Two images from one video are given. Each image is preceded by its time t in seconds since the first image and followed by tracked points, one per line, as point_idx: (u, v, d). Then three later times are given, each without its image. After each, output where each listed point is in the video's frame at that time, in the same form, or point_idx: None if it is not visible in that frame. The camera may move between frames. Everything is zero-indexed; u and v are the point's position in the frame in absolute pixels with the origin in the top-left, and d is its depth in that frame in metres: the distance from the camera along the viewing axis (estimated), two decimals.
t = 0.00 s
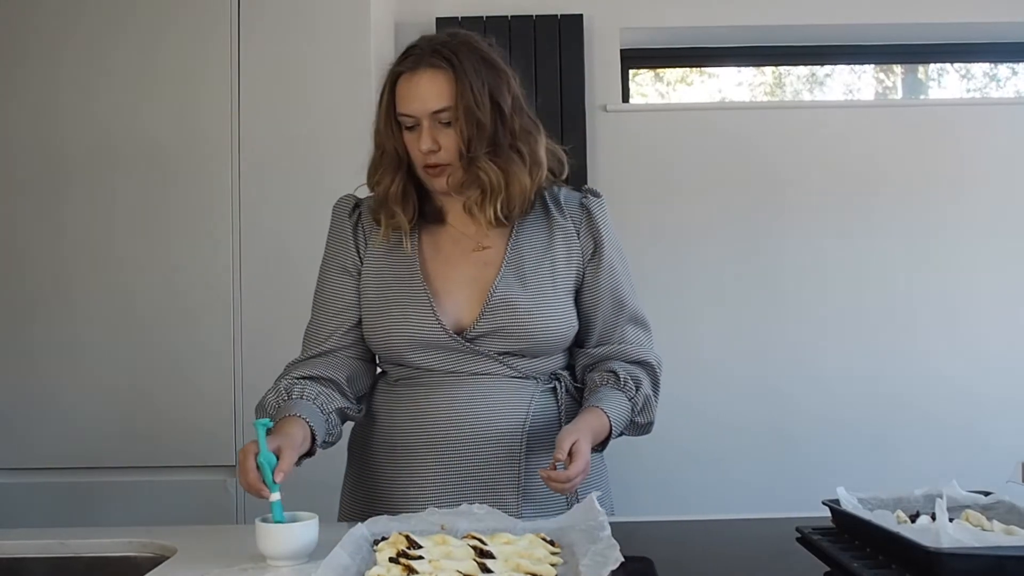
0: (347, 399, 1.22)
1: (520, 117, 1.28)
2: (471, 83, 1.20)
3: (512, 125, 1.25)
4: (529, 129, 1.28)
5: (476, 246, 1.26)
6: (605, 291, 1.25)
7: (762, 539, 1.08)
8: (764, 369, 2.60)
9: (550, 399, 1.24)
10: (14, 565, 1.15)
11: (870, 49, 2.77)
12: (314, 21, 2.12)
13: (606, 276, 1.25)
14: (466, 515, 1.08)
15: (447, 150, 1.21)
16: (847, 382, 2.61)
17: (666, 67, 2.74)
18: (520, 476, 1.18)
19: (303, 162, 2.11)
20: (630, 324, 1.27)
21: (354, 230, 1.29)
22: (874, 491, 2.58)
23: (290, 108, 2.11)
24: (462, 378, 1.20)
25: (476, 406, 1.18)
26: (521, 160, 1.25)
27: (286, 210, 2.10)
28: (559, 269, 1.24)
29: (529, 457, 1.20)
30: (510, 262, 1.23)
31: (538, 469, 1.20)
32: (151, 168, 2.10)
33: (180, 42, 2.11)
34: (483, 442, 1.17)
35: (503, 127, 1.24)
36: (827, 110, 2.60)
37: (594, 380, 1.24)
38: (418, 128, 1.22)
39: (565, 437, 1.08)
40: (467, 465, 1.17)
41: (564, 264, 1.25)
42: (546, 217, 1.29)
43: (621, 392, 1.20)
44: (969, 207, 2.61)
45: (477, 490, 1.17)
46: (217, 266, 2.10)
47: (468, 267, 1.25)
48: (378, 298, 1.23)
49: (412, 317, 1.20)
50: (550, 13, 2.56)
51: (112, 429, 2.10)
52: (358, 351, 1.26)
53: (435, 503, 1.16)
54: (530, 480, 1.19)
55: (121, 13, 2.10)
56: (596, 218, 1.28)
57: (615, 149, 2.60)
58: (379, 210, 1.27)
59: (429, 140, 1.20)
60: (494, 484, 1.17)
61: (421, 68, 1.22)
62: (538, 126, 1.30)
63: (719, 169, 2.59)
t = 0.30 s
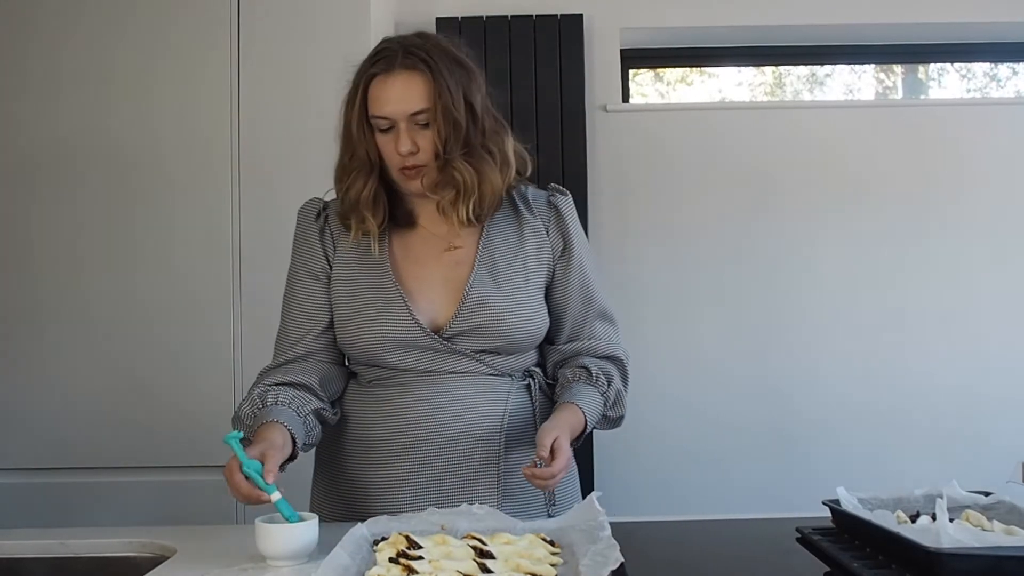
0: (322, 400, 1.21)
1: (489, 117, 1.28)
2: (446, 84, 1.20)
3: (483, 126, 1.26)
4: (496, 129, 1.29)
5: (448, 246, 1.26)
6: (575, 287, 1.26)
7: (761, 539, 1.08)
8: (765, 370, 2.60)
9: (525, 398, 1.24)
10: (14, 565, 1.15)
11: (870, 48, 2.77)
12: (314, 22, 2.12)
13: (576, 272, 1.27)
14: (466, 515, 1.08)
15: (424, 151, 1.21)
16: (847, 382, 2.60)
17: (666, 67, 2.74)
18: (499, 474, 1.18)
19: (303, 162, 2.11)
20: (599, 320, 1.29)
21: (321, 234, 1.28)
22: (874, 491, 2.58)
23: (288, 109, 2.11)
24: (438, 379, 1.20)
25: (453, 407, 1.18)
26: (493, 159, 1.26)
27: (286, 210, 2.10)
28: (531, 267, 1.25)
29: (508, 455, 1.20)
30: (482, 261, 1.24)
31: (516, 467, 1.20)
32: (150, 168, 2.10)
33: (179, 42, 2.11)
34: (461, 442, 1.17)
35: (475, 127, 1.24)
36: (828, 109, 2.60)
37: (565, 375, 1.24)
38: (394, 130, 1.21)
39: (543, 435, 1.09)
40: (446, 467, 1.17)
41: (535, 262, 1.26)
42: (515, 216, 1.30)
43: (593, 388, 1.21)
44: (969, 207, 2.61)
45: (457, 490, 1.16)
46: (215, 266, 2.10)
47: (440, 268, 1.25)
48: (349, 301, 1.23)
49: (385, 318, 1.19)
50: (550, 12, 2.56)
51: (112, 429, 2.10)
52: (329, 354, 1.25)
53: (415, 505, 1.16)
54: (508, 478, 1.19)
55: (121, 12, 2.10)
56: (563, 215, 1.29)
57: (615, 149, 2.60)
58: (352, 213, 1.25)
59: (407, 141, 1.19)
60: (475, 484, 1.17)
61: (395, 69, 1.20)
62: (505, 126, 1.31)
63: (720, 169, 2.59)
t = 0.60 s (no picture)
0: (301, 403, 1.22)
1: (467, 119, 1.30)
2: (428, 86, 1.21)
3: (461, 128, 1.27)
4: (472, 132, 1.29)
5: (424, 247, 1.28)
6: (548, 285, 1.31)
7: (761, 539, 1.08)
8: (766, 369, 2.60)
9: (504, 397, 1.26)
10: (14, 565, 1.15)
11: (870, 49, 2.77)
12: (315, 22, 2.12)
13: (549, 270, 1.31)
14: (467, 515, 1.08)
15: (405, 153, 1.22)
16: (847, 382, 2.60)
17: (666, 67, 2.74)
18: (482, 470, 1.20)
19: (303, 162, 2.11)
20: (570, 317, 1.34)
21: (291, 239, 1.28)
22: (874, 492, 2.58)
23: (288, 108, 2.11)
24: (417, 379, 1.21)
25: (433, 407, 1.19)
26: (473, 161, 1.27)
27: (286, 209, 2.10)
28: (506, 266, 1.29)
29: (488, 452, 1.21)
30: (460, 262, 1.26)
31: (496, 463, 1.22)
32: (149, 168, 2.10)
33: (179, 42, 2.11)
34: (443, 441, 1.18)
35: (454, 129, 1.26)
36: (829, 110, 2.60)
37: (541, 372, 1.28)
38: (374, 131, 1.21)
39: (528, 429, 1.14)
40: (428, 466, 1.18)
41: (510, 261, 1.29)
42: (489, 217, 1.33)
43: (570, 381, 1.26)
44: (969, 207, 2.61)
45: (441, 488, 1.18)
46: (214, 266, 2.10)
47: (418, 268, 1.26)
48: (326, 304, 1.23)
49: (364, 320, 1.20)
50: (550, 12, 2.56)
51: (112, 429, 2.10)
52: (305, 357, 1.26)
53: (399, 505, 1.17)
54: (490, 473, 1.21)
55: (122, 12, 2.10)
56: (535, 214, 1.34)
57: (615, 149, 2.60)
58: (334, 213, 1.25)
59: (388, 143, 1.20)
60: (458, 482, 1.19)
61: (378, 71, 1.21)
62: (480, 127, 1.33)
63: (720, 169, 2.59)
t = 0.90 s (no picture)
0: (287, 407, 1.22)
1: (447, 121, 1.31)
2: (411, 90, 1.22)
3: (441, 132, 1.28)
4: (451, 138, 1.30)
5: (402, 247, 1.28)
6: (527, 282, 1.32)
7: (761, 539, 1.08)
8: (767, 370, 2.60)
9: (487, 394, 1.27)
10: (14, 565, 1.15)
11: (871, 49, 2.77)
12: (315, 22, 2.12)
13: (528, 268, 1.32)
14: (467, 515, 1.09)
15: (385, 156, 1.22)
16: (848, 382, 2.60)
17: (666, 67, 2.74)
18: (469, 467, 1.20)
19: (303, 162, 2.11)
20: (549, 314, 1.35)
21: (270, 243, 1.27)
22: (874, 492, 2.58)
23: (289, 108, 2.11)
24: (401, 380, 1.21)
25: (417, 407, 1.19)
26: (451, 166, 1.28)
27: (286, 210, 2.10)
28: (485, 265, 1.29)
29: (475, 450, 1.22)
30: (440, 262, 1.26)
31: (484, 460, 1.22)
32: (149, 168, 2.10)
33: (179, 42, 2.11)
34: (430, 439, 1.18)
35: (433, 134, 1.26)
36: (829, 109, 2.60)
37: (523, 369, 1.30)
38: (356, 133, 1.21)
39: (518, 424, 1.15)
40: (415, 464, 1.18)
41: (489, 260, 1.30)
42: (468, 217, 1.33)
43: (551, 378, 1.27)
44: (970, 207, 2.61)
45: (428, 486, 1.18)
46: (213, 266, 2.10)
47: (397, 269, 1.27)
48: (308, 306, 1.23)
49: (347, 321, 1.20)
50: (550, 12, 2.56)
51: (113, 428, 2.10)
52: (289, 360, 1.26)
53: (385, 503, 1.17)
54: (477, 470, 1.21)
55: (122, 12, 2.10)
56: (513, 213, 1.34)
57: (615, 149, 2.60)
58: (310, 213, 1.25)
59: (370, 146, 1.20)
60: (445, 481, 1.19)
61: (362, 74, 1.21)
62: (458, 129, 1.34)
63: (720, 169, 2.59)
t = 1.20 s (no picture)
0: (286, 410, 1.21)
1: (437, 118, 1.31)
2: (408, 89, 1.23)
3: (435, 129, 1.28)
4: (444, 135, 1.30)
5: (399, 247, 1.28)
6: (520, 275, 1.32)
7: (761, 539, 1.08)
8: (767, 369, 2.60)
9: (487, 392, 1.27)
10: (14, 565, 1.15)
11: (871, 49, 2.77)
12: (316, 22, 2.12)
13: (520, 261, 1.32)
14: (467, 515, 1.09)
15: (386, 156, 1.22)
16: (848, 382, 2.60)
17: (666, 67, 2.74)
18: (468, 466, 1.20)
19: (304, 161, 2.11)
20: (544, 306, 1.35)
21: (262, 249, 1.27)
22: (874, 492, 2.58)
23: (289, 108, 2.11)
24: (398, 380, 1.20)
25: (415, 408, 1.19)
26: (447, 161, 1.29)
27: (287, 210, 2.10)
28: (479, 261, 1.29)
29: (474, 448, 1.22)
30: (436, 261, 1.26)
31: (484, 457, 1.23)
32: (148, 168, 2.10)
33: (179, 42, 2.11)
34: (428, 439, 1.18)
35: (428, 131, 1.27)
36: (830, 109, 2.60)
37: (521, 362, 1.30)
38: (356, 135, 1.21)
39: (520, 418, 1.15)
40: (414, 465, 1.18)
41: (483, 256, 1.30)
42: (459, 214, 1.33)
43: (550, 369, 1.28)
44: (970, 207, 2.61)
45: (428, 486, 1.18)
46: (213, 266, 2.10)
47: (392, 269, 1.26)
48: (303, 309, 1.22)
49: (344, 322, 1.20)
50: (550, 12, 2.56)
51: (113, 428, 2.10)
52: (285, 365, 1.26)
53: (386, 504, 1.17)
54: (477, 468, 1.21)
55: (122, 11, 2.10)
56: (503, 207, 1.35)
57: (615, 149, 2.60)
58: (308, 217, 1.25)
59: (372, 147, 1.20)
60: (446, 479, 1.19)
61: (359, 75, 1.21)
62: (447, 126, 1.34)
63: (720, 169, 2.59)
